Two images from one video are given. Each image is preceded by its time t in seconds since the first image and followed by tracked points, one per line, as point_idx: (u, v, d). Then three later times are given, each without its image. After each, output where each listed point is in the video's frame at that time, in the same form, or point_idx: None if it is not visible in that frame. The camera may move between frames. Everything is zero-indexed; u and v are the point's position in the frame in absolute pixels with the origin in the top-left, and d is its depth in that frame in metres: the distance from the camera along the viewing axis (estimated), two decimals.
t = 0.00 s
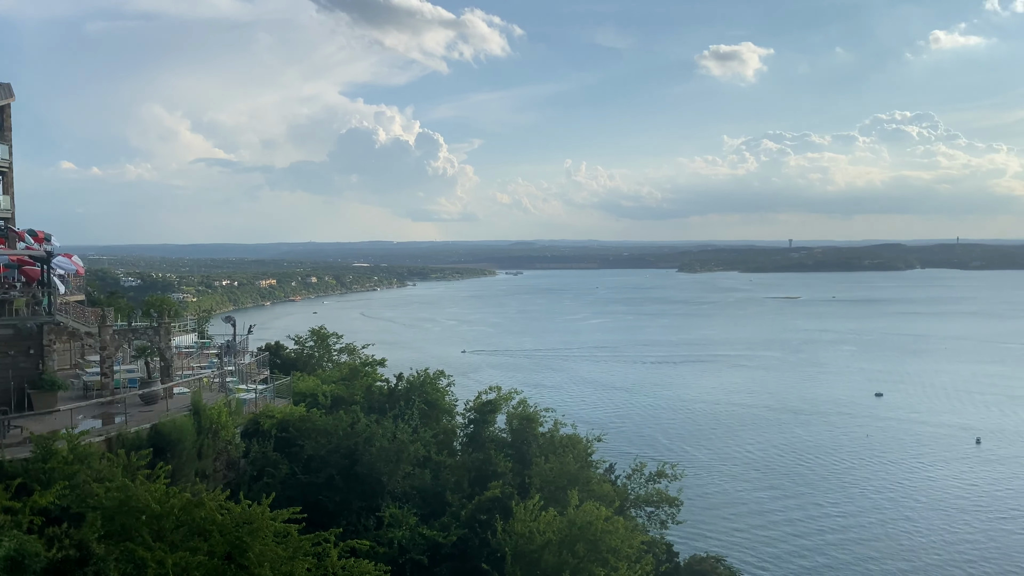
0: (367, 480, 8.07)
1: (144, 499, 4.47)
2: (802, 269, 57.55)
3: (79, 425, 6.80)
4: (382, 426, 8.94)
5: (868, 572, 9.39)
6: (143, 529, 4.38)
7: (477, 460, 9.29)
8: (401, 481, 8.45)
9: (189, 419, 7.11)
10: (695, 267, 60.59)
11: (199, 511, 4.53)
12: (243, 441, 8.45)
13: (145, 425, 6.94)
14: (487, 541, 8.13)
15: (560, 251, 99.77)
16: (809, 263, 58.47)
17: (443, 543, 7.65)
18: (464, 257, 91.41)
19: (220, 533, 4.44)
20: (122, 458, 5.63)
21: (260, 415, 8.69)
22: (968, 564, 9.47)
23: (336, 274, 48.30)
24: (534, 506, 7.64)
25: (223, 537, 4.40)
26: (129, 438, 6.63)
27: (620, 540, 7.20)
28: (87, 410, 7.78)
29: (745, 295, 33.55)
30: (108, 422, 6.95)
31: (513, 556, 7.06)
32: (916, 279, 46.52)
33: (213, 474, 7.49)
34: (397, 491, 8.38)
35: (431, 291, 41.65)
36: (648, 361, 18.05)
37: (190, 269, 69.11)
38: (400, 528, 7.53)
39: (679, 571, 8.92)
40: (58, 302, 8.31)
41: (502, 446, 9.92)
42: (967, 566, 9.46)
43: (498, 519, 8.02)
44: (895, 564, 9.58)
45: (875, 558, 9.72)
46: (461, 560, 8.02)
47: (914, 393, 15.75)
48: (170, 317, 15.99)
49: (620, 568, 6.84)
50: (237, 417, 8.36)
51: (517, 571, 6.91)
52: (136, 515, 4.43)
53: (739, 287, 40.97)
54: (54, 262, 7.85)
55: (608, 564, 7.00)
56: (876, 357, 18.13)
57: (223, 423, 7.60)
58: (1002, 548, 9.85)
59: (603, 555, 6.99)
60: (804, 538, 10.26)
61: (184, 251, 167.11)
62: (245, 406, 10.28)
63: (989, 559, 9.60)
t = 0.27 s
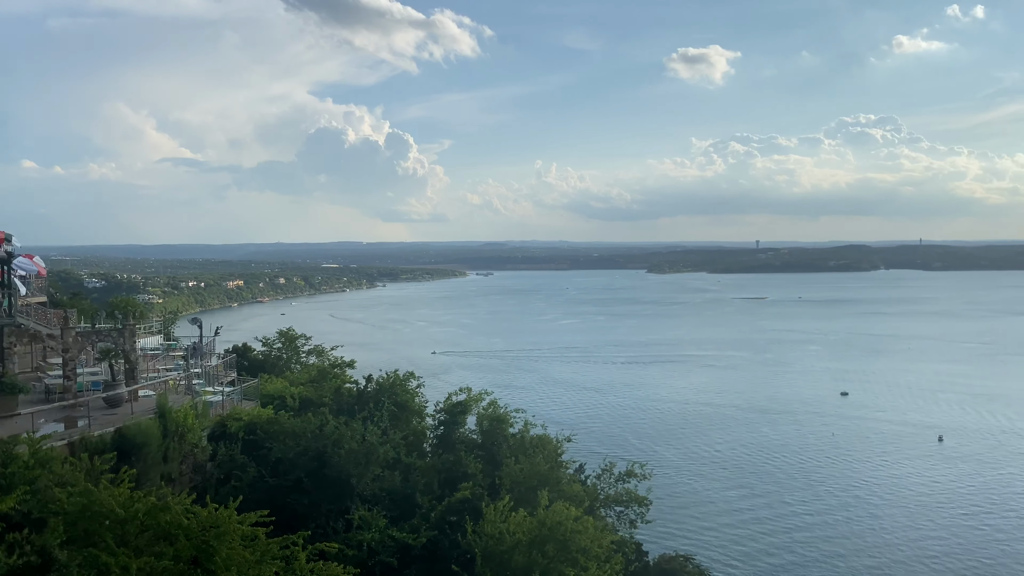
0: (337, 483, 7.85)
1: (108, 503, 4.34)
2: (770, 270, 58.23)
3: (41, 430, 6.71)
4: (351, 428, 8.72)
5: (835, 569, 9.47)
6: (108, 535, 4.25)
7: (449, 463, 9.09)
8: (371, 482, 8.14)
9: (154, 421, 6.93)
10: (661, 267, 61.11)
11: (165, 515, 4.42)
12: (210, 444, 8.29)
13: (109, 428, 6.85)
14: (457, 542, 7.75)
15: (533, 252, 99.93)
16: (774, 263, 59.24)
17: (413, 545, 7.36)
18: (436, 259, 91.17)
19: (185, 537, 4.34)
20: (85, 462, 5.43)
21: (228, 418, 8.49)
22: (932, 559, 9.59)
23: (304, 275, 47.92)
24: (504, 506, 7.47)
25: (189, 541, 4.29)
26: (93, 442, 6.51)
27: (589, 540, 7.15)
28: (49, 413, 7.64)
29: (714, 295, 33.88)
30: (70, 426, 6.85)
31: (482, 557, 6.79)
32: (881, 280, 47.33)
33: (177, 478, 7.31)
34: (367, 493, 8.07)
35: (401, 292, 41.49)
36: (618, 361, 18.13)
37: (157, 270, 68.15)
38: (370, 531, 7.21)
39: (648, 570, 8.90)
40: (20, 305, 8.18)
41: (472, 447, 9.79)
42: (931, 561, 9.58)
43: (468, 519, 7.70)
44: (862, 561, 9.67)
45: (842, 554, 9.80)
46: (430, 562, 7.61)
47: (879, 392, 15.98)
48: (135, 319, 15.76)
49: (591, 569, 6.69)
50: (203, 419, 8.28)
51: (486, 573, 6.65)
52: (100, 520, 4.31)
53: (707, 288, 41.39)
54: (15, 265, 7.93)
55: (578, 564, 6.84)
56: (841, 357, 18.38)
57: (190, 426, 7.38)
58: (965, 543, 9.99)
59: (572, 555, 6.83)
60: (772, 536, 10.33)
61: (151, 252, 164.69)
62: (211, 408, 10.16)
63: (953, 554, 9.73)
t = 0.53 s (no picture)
0: (304, 486, 7.54)
1: (70, 507, 4.01)
2: (738, 270, 58.87)
3: None
4: (319, 430, 8.49)
5: (801, 566, 9.54)
6: (70, 539, 3.93)
7: (416, 463, 8.86)
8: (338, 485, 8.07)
9: (117, 424, 6.59)
10: (630, 268, 61.51)
11: (129, 518, 4.13)
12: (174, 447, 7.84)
13: (70, 433, 6.73)
14: (426, 544, 7.60)
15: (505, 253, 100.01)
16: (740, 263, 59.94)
17: (382, 547, 7.21)
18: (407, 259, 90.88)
19: (150, 541, 4.05)
20: (46, 466, 5.17)
21: (193, 420, 8.07)
22: (897, 554, 9.71)
23: (272, 275, 47.45)
24: (473, 508, 7.25)
25: (153, 546, 4.01)
26: (54, 445, 6.27)
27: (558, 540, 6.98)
28: (7, 418, 7.46)
29: (682, 296, 34.19)
30: (30, 429, 6.71)
31: (450, 560, 6.66)
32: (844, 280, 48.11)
33: (143, 480, 6.93)
34: (334, 495, 7.98)
35: (370, 292, 41.28)
36: (587, 362, 18.18)
37: (122, 271, 67.04)
38: (338, 533, 7.06)
39: (617, 570, 8.89)
40: None
41: (441, 448, 9.68)
42: (895, 557, 9.68)
43: (437, 520, 7.52)
44: (828, 557, 9.75)
45: (809, 551, 9.87)
46: (398, 564, 7.43)
47: (844, 391, 16.19)
48: (98, 320, 15.48)
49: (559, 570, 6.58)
50: (168, 421, 7.84)
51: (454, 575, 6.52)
52: (61, 525, 3.98)
53: (674, 288, 41.76)
54: None
55: (546, 565, 6.71)
56: (807, 356, 18.62)
57: (155, 430, 6.87)
58: (928, 538, 10.11)
59: (542, 555, 6.69)
60: (739, 533, 10.38)
61: (117, 252, 162.07)
62: (176, 411, 10.00)
63: (917, 548, 9.84)
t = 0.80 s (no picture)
0: (273, 489, 6.80)
1: (29, 512, 3.79)
2: (705, 271, 59.46)
3: None
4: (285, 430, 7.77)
5: (768, 565, 9.57)
6: (28, 546, 3.69)
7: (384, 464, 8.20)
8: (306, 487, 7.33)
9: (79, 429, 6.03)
10: (598, 269, 61.82)
11: (91, 524, 3.97)
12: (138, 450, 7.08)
13: (30, 436, 6.59)
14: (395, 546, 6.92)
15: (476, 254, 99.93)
16: (705, 265, 60.57)
17: (349, 550, 6.52)
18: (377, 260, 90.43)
19: (113, 547, 3.88)
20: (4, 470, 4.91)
21: (159, 422, 7.21)
22: (864, 549, 9.81)
23: (238, 276, 46.93)
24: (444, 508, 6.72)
25: (116, 551, 3.84)
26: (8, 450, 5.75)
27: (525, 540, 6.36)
28: None
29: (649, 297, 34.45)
30: None
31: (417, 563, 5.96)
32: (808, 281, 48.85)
33: (104, 486, 6.36)
34: (301, 498, 7.23)
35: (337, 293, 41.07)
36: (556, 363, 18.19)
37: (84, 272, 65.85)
38: (304, 536, 6.43)
39: (585, 570, 8.77)
40: None
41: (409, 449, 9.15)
42: (860, 553, 9.75)
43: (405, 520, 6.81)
44: (795, 554, 9.79)
45: (776, 549, 9.90)
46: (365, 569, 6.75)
47: (810, 391, 16.37)
48: (58, 322, 15.16)
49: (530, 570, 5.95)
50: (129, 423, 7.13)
51: None
52: (19, 531, 3.74)
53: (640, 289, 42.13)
54: None
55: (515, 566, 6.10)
56: (772, 356, 18.81)
57: (118, 433, 6.38)
58: (892, 534, 10.21)
59: (511, 555, 6.08)
60: (707, 532, 10.39)
61: (81, 251, 159.22)
62: (139, 414, 9.81)
63: (882, 544, 9.93)
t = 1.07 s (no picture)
0: (243, 495, 6.45)
1: None
2: (678, 272, 59.90)
3: None
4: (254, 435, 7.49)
5: (740, 563, 9.51)
6: None
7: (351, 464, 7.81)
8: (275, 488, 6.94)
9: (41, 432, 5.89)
10: (570, 270, 62.02)
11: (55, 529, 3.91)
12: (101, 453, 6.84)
13: None
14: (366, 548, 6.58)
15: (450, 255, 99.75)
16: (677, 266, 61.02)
17: (320, 553, 6.25)
18: (349, 261, 90.10)
19: (77, 553, 3.82)
20: None
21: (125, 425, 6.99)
22: (836, 544, 9.81)
23: (208, 277, 46.43)
24: (415, 509, 6.43)
25: (80, 557, 3.78)
26: None
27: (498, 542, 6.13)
28: None
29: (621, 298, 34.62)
30: None
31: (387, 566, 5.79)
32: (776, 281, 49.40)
33: (71, 490, 6.12)
34: (270, 500, 6.81)
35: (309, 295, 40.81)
36: (528, 364, 18.17)
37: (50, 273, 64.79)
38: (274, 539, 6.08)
39: (557, 570, 8.53)
40: None
41: (380, 450, 8.59)
42: (832, 549, 9.72)
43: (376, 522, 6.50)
44: (767, 551, 9.74)
45: (748, 547, 9.85)
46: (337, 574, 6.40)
47: (780, 391, 16.46)
48: (21, 324, 14.88)
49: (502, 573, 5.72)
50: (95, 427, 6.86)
51: None
52: None
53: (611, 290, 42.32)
54: None
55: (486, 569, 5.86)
56: (742, 356, 18.92)
57: (83, 436, 6.23)
58: (863, 529, 10.17)
59: (482, 557, 5.83)
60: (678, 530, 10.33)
61: (48, 252, 156.62)
62: (105, 417, 9.60)
63: (852, 540, 9.90)
